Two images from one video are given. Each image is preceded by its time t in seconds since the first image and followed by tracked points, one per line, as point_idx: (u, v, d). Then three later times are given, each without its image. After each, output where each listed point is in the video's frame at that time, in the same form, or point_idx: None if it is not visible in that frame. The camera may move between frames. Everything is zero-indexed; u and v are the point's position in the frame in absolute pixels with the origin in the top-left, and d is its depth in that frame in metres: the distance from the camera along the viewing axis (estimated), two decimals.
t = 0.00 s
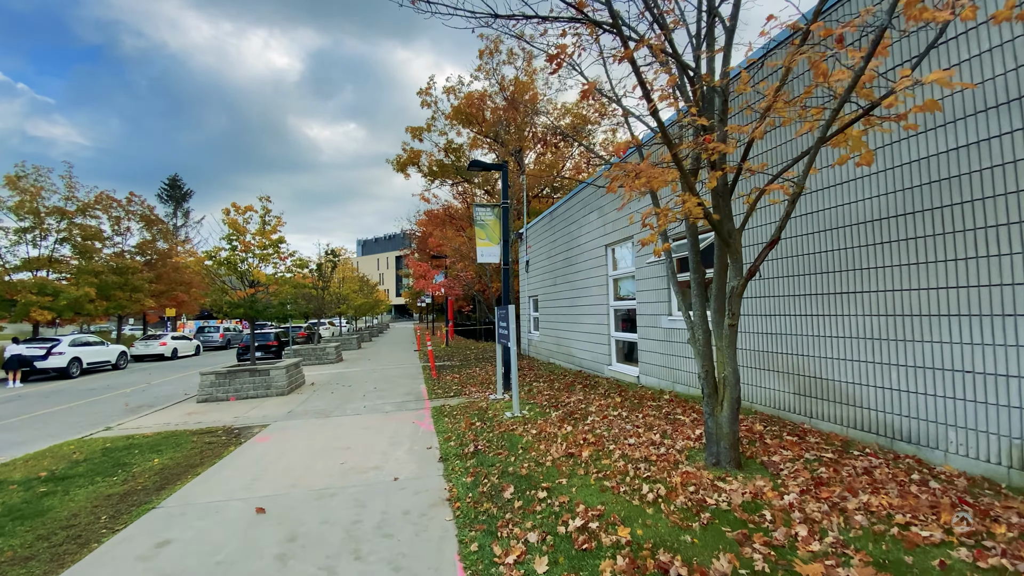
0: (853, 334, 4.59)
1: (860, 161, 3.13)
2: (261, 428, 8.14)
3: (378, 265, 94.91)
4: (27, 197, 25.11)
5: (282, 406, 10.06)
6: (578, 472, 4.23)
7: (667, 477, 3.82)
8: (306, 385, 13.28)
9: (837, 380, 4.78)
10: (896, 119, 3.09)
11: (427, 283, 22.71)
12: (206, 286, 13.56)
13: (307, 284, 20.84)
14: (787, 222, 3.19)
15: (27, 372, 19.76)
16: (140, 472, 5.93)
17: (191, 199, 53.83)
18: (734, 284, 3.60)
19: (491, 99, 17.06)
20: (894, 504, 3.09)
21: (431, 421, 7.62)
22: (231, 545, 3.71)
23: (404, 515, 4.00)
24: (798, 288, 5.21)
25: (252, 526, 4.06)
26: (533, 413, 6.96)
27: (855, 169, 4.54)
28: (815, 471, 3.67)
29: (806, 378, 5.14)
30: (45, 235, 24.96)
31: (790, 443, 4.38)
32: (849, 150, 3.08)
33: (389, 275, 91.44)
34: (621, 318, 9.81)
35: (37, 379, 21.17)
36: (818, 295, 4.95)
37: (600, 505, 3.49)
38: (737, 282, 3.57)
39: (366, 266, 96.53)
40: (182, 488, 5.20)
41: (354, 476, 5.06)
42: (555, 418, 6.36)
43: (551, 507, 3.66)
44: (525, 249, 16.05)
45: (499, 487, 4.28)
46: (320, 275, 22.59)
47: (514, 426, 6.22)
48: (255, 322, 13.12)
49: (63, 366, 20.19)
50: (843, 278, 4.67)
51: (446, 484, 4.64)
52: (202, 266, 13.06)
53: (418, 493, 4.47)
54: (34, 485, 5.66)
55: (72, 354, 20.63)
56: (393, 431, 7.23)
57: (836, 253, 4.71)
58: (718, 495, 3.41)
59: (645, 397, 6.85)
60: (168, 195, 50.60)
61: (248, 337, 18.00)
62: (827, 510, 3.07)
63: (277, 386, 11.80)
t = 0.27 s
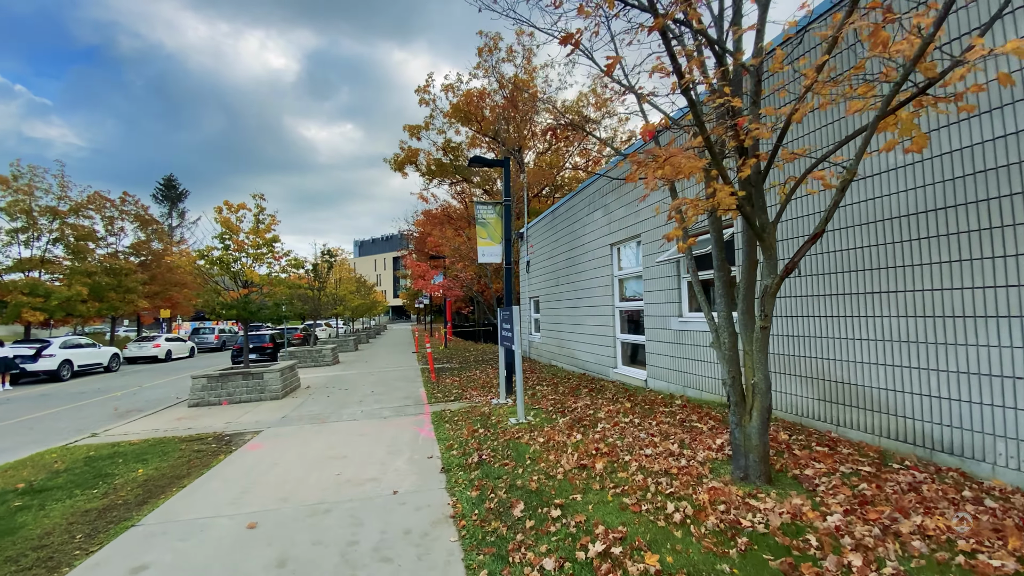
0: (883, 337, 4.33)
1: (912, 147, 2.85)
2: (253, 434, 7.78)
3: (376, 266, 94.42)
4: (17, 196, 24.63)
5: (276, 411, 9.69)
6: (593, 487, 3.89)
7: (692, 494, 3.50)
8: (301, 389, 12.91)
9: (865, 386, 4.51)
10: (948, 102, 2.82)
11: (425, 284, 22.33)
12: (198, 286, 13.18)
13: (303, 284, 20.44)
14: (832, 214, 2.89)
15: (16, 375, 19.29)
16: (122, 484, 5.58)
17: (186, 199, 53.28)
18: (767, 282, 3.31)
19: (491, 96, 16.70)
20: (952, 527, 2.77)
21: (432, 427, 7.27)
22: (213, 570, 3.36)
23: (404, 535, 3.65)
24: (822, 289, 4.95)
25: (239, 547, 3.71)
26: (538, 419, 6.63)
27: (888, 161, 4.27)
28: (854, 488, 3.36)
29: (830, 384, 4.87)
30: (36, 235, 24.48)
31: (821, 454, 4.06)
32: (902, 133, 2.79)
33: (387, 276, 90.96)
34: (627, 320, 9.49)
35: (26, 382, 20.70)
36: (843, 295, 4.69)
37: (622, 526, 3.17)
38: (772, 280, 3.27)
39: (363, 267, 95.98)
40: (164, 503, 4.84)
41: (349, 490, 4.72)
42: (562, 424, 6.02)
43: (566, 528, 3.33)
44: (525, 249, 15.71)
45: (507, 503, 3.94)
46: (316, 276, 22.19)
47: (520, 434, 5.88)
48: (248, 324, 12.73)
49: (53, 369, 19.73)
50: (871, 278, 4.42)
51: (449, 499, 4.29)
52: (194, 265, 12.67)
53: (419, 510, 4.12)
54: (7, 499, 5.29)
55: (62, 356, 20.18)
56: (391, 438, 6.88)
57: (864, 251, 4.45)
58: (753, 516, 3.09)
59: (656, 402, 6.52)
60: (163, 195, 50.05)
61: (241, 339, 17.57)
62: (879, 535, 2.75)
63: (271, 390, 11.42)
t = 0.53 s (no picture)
0: (914, 336, 4.05)
1: (972, 122, 2.57)
2: (242, 440, 7.41)
3: (373, 267, 93.78)
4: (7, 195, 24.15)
5: (267, 415, 9.32)
6: (608, 501, 3.56)
7: (719, 509, 3.18)
8: (295, 392, 12.53)
9: (895, 388, 4.21)
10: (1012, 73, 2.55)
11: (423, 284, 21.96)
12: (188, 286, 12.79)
13: (298, 284, 20.03)
14: (885, 195, 2.61)
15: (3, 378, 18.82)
16: (99, 495, 5.21)
17: (181, 199, 52.75)
18: (802, 276, 2.98)
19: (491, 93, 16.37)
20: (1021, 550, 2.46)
21: (430, 432, 6.93)
22: None
23: (401, 555, 3.31)
24: (847, 285, 4.65)
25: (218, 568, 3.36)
26: (542, 423, 6.29)
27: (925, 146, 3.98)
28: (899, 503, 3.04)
29: (856, 387, 4.56)
30: (26, 235, 24.01)
31: (855, 464, 3.74)
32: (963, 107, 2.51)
33: (383, 277, 90.50)
34: (632, 320, 9.16)
35: (15, 384, 20.22)
36: (870, 292, 4.41)
37: (645, 548, 2.85)
38: (809, 273, 2.94)
39: (360, 268, 95.46)
40: (141, 517, 4.47)
41: (342, 502, 4.37)
42: (569, 430, 5.69)
43: (581, 549, 2.99)
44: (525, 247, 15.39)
45: (513, 519, 3.60)
46: (312, 276, 21.80)
47: (524, 440, 5.55)
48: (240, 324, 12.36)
49: (42, 371, 19.26)
50: (901, 273, 4.13)
51: (450, 513, 3.95)
52: (184, 264, 12.28)
53: (418, 526, 3.78)
54: None
55: (51, 358, 19.71)
56: (387, 444, 6.53)
57: (894, 244, 4.17)
58: (793, 537, 2.76)
59: (666, 406, 6.20)
60: (158, 195, 49.51)
61: (234, 340, 17.15)
62: (939, 559, 2.44)
63: (263, 393, 11.05)
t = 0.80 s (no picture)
0: (955, 340, 3.72)
1: None
2: (229, 449, 7.03)
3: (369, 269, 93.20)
4: None
5: (257, 422, 8.93)
6: (626, 525, 3.21)
7: (754, 537, 2.84)
8: (287, 397, 12.13)
9: (933, 397, 3.88)
10: None
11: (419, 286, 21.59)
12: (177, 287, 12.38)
13: (291, 286, 19.59)
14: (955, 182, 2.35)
15: None
16: (69, 513, 4.82)
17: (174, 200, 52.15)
18: (849, 275, 2.64)
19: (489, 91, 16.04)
20: None
21: (427, 441, 6.57)
22: None
23: None
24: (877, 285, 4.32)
25: None
26: (547, 432, 5.94)
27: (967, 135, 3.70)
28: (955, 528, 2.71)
29: (887, 395, 4.23)
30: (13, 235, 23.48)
31: (896, 481, 3.41)
32: None
33: (380, 279, 89.95)
34: (637, 322, 8.83)
35: None
36: (904, 292, 4.08)
37: None
38: (857, 272, 2.61)
39: (356, 269, 94.86)
40: (111, 539, 4.08)
41: (332, 523, 4.01)
42: (575, 440, 5.35)
43: None
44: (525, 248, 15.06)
45: (521, 544, 3.25)
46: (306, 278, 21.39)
47: (528, 451, 5.20)
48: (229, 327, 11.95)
49: (28, 375, 18.75)
50: (940, 271, 3.81)
51: (449, 536, 3.59)
52: (171, 265, 11.86)
53: (415, 551, 3.42)
54: None
55: (38, 361, 19.20)
56: (381, 454, 6.16)
57: (933, 240, 3.84)
58: (843, 572, 2.42)
59: (678, 414, 5.87)
60: (151, 196, 48.91)
61: (225, 343, 16.70)
62: None
63: (254, 398, 10.64)
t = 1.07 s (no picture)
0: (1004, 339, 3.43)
1: None
2: (215, 456, 6.66)
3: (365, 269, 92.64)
4: None
5: (246, 427, 8.56)
6: (649, 547, 2.87)
7: (796, 562, 2.52)
8: (279, 400, 11.75)
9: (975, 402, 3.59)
10: None
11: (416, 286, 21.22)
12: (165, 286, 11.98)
13: (285, 286, 19.16)
14: None
15: None
16: (38, 528, 4.44)
17: (168, 199, 51.53)
18: (907, 266, 2.35)
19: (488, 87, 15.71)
20: None
21: (424, 448, 6.23)
22: None
23: None
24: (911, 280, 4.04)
25: None
26: (551, 439, 5.61)
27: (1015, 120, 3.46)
28: None
29: (923, 400, 3.94)
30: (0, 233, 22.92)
31: (943, 496, 3.10)
32: None
33: (375, 279, 89.43)
34: (642, 323, 8.52)
35: None
36: (943, 288, 3.79)
37: None
38: (918, 262, 2.31)
39: (351, 270, 94.25)
40: (77, 559, 3.71)
41: (322, 540, 3.66)
42: (583, 447, 5.02)
43: None
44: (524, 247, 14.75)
45: (532, 568, 2.91)
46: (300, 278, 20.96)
47: (533, 460, 4.87)
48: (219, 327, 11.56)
49: (13, 376, 18.23)
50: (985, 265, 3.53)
51: (451, 557, 3.24)
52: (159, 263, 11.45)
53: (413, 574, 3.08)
54: None
55: (23, 363, 18.68)
56: (376, 462, 5.82)
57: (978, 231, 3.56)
58: None
59: (690, 419, 5.55)
60: (143, 195, 48.24)
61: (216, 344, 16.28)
62: None
63: (244, 401, 10.26)
